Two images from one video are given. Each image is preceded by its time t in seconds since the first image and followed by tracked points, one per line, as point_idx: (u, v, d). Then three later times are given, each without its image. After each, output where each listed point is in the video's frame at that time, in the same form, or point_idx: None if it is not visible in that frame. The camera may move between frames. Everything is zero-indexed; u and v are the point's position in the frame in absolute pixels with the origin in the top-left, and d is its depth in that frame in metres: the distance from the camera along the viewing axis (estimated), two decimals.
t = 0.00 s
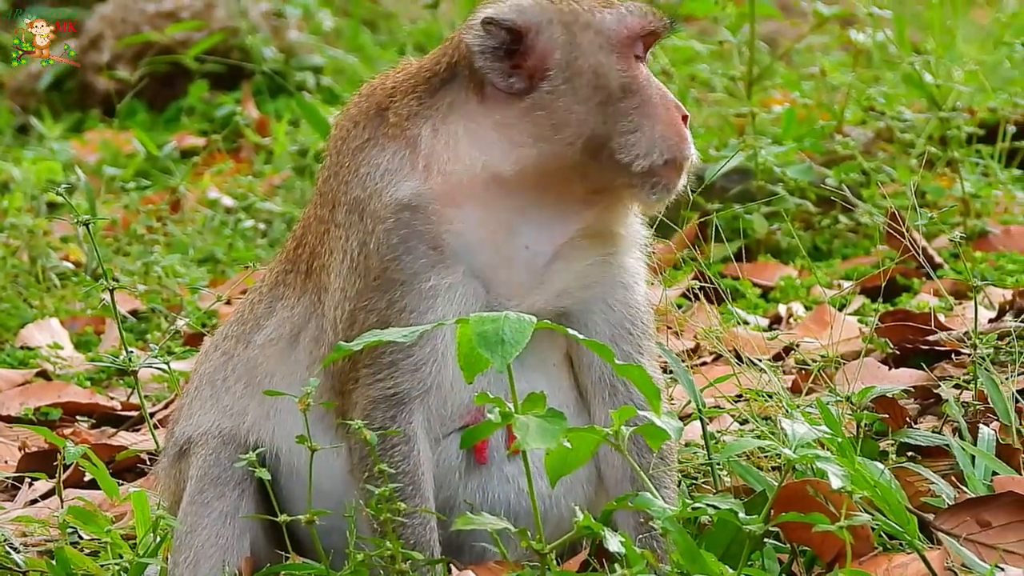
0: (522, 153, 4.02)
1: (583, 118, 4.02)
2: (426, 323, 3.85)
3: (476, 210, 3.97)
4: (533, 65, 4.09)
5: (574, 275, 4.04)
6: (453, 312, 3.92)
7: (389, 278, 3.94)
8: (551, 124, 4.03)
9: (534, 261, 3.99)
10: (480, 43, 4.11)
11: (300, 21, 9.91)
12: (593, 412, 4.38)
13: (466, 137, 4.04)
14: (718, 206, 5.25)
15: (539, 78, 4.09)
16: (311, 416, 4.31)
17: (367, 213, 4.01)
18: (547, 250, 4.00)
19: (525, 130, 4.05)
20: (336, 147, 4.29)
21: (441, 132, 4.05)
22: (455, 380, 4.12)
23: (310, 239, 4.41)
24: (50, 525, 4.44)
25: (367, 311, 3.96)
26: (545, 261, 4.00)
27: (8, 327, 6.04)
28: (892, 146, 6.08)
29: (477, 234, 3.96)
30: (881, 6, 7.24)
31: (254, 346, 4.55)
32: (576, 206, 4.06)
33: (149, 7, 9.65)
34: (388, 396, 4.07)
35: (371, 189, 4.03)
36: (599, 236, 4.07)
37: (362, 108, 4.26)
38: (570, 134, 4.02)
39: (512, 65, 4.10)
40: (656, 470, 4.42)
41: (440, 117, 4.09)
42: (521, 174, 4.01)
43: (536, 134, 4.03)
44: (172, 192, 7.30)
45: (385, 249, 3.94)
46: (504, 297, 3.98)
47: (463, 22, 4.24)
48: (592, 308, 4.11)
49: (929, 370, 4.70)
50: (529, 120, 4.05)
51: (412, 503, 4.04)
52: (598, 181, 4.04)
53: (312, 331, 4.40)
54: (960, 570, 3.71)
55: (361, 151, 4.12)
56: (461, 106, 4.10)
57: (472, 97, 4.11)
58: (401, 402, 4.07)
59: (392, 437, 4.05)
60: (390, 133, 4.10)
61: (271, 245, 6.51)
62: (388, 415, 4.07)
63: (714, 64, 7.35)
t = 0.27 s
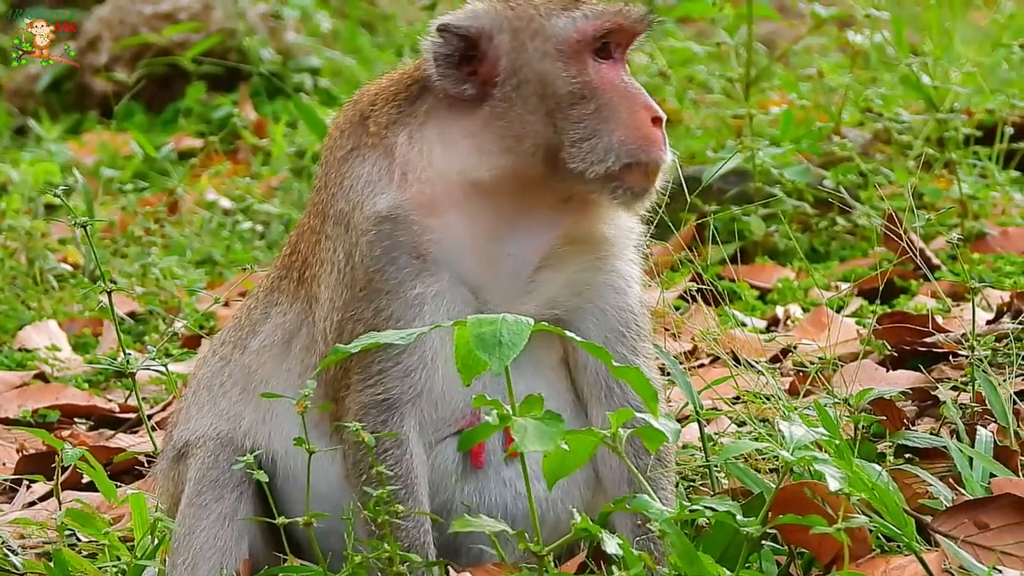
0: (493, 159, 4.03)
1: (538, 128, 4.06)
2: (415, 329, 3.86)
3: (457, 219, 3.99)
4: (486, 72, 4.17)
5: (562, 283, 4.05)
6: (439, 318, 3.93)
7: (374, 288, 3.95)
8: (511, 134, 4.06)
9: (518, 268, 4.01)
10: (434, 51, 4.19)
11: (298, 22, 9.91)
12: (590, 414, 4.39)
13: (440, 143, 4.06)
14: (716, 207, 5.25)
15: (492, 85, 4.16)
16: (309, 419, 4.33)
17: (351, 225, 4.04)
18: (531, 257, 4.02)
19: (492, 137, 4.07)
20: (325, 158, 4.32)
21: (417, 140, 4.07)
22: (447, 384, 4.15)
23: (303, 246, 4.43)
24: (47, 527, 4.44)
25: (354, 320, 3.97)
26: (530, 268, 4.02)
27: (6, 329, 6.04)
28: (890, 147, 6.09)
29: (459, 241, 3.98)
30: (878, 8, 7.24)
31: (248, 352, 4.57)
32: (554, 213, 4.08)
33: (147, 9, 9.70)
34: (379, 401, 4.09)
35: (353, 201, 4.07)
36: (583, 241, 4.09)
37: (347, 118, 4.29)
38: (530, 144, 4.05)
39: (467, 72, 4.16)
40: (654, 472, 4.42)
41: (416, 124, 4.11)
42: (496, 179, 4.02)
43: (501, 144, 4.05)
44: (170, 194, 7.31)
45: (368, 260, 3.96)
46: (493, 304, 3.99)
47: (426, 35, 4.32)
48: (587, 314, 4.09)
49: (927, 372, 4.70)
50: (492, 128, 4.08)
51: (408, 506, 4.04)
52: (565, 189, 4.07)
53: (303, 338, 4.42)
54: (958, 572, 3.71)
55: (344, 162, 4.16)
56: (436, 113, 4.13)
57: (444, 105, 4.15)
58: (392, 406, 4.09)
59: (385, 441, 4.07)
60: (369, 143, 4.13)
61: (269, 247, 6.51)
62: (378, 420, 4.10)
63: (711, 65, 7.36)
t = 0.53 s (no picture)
0: (474, 161, 4.05)
1: (508, 129, 4.10)
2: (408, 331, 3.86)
3: (446, 221, 4.00)
4: (459, 73, 4.20)
5: (553, 284, 4.06)
6: (431, 319, 3.94)
7: (365, 293, 3.96)
8: (486, 136, 4.09)
9: (507, 270, 4.02)
10: (409, 54, 4.22)
11: (300, 22, 9.91)
12: (591, 414, 4.40)
13: (422, 144, 4.07)
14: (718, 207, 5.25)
15: (464, 85, 4.19)
16: (310, 418, 4.35)
17: (340, 230, 4.05)
18: (520, 257, 4.03)
19: (470, 139, 4.10)
20: (319, 162, 4.34)
21: (400, 142, 4.08)
22: (444, 384, 4.17)
23: (298, 248, 4.45)
24: (51, 526, 4.43)
25: (346, 325, 3.98)
26: (519, 269, 4.03)
27: (8, 328, 6.04)
28: (892, 147, 6.09)
29: (449, 243, 3.98)
30: (880, 7, 7.24)
31: (246, 353, 4.58)
32: (537, 213, 4.11)
33: (149, 8, 9.63)
34: (374, 403, 4.13)
35: (342, 207, 4.08)
36: (570, 240, 4.11)
37: (338, 122, 4.31)
38: (503, 146, 4.08)
39: (442, 74, 4.19)
40: (655, 471, 4.42)
41: (401, 126, 4.11)
42: (478, 181, 4.04)
43: (478, 145, 4.08)
44: (172, 193, 7.31)
45: (358, 266, 3.97)
46: (485, 305, 3.99)
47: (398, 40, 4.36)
48: (581, 313, 4.10)
49: (930, 371, 4.69)
50: (466, 130, 4.10)
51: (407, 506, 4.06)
52: (542, 190, 4.10)
53: (300, 338, 4.43)
54: (961, 571, 3.71)
55: (334, 166, 4.17)
56: (421, 115, 4.14)
57: (426, 107, 4.16)
58: (387, 408, 4.13)
59: (382, 442, 4.09)
60: (355, 147, 4.15)
61: (271, 246, 6.52)
62: (375, 421, 4.14)
63: (713, 65, 7.36)
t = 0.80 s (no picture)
0: (474, 160, 4.07)
1: (516, 125, 4.11)
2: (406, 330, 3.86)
3: (444, 221, 4.00)
4: (465, 71, 4.20)
5: (550, 283, 4.07)
6: (428, 319, 3.94)
7: (362, 293, 3.96)
8: (489, 132, 4.10)
9: (504, 269, 4.03)
10: (412, 53, 4.21)
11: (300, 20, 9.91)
12: (589, 413, 4.41)
13: (419, 145, 4.07)
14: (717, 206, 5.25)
15: (471, 83, 4.19)
16: (308, 417, 4.35)
17: (337, 231, 4.05)
18: (517, 256, 4.04)
19: (471, 138, 4.11)
20: (317, 163, 4.33)
21: (398, 142, 4.07)
22: (442, 384, 4.17)
23: (296, 248, 4.44)
24: (49, 525, 4.43)
25: (343, 325, 3.97)
26: (517, 268, 4.04)
27: (8, 327, 6.04)
28: (892, 147, 6.10)
29: (445, 243, 3.98)
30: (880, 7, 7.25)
31: (244, 351, 4.59)
32: (539, 212, 4.13)
33: (149, 7, 9.65)
34: (371, 403, 4.12)
35: (340, 207, 4.08)
36: (570, 238, 4.12)
37: (336, 122, 4.30)
38: (509, 141, 4.09)
39: (447, 72, 4.20)
40: (654, 470, 4.43)
41: (399, 126, 4.11)
42: (478, 181, 4.06)
43: (480, 143, 4.09)
44: (172, 192, 7.32)
45: (355, 266, 3.96)
46: (482, 305, 3.99)
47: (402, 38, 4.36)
48: (577, 312, 4.10)
49: (929, 371, 4.70)
50: (470, 128, 4.11)
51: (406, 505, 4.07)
52: (548, 187, 4.12)
53: (297, 337, 4.42)
54: (960, 571, 3.71)
55: (333, 167, 4.16)
56: (419, 115, 4.14)
57: (426, 107, 4.17)
58: (384, 408, 4.12)
59: (380, 441, 4.09)
60: (354, 147, 4.14)
61: (270, 245, 6.52)
62: (373, 421, 4.13)
63: (713, 64, 7.37)
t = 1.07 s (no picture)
0: (479, 157, 4.06)
1: (523, 122, 4.09)
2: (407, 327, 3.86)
3: (447, 217, 4.00)
4: (472, 68, 4.19)
5: (553, 280, 4.06)
6: (430, 315, 3.94)
7: (364, 289, 3.96)
8: (496, 128, 4.09)
9: (506, 266, 4.01)
10: (419, 50, 4.20)
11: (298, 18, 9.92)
12: (589, 410, 4.40)
13: (423, 142, 4.07)
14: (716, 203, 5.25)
15: (478, 80, 4.18)
16: (308, 414, 4.35)
17: (340, 227, 4.05)
18: (519, 253, 4.03)
19: (477, 135, 4.09)
20: (320, 159, 4.34)
21: (402, 139, 4.08)
22: (443, 380, 4.17)
23: (297, 244, 4.44)
24: (48, 522, 4.44)
25: (345, 321, 3.97)
26: (518, 265, 4.03)
27: (6, 324, 6.04)
28: (890, 143, 6.11)
29: (447, 240, 3.99)
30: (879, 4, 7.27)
31: (244, 347, 4.58)
32: (543, 209, 4.11)
33: (147, 4, 9.66)
34: (371, 399, 4.13)
35: (343, 203, 4.08)
36: (573, 235, 4.10)
37: (339, 119, 4.31)
38: (515, 138, 4.08)
39: (454, 68, 4.19)
40: (653, 467, 4.42)
41: (403, 122, 4.11)
42: (482, 177, 4.05)
43: (486, 140, 4.08)
44: (170, 189, 7.32)
45: (357, 262, 3.97)
46: (483, 302, 3.99)
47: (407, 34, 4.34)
48: (578, 308, 4.09)
49: (927, 368, 4.69)
50: (476, 125, 4.09)
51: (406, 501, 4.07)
52: (554, 183, 4.10)
53: (297, 332, 4.42)
54: (958, 568, 3.70)
55: (336, 163, 4.16)
56: (424, 111, 4.14)
57: (430, 103, 4.16)
58: (385, 404, 4.13)
59: (380, 437, 4.09)
60: (358, 143, 4.14)
61: (269, 242, 6.52)
62: (373, 417, 4.14)
63: (712, 61, 7.38)
